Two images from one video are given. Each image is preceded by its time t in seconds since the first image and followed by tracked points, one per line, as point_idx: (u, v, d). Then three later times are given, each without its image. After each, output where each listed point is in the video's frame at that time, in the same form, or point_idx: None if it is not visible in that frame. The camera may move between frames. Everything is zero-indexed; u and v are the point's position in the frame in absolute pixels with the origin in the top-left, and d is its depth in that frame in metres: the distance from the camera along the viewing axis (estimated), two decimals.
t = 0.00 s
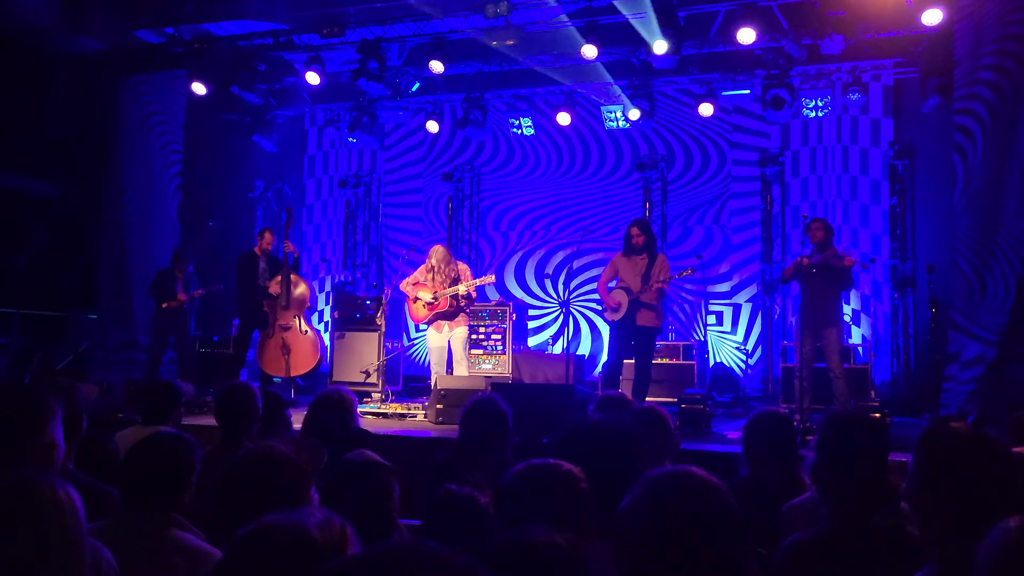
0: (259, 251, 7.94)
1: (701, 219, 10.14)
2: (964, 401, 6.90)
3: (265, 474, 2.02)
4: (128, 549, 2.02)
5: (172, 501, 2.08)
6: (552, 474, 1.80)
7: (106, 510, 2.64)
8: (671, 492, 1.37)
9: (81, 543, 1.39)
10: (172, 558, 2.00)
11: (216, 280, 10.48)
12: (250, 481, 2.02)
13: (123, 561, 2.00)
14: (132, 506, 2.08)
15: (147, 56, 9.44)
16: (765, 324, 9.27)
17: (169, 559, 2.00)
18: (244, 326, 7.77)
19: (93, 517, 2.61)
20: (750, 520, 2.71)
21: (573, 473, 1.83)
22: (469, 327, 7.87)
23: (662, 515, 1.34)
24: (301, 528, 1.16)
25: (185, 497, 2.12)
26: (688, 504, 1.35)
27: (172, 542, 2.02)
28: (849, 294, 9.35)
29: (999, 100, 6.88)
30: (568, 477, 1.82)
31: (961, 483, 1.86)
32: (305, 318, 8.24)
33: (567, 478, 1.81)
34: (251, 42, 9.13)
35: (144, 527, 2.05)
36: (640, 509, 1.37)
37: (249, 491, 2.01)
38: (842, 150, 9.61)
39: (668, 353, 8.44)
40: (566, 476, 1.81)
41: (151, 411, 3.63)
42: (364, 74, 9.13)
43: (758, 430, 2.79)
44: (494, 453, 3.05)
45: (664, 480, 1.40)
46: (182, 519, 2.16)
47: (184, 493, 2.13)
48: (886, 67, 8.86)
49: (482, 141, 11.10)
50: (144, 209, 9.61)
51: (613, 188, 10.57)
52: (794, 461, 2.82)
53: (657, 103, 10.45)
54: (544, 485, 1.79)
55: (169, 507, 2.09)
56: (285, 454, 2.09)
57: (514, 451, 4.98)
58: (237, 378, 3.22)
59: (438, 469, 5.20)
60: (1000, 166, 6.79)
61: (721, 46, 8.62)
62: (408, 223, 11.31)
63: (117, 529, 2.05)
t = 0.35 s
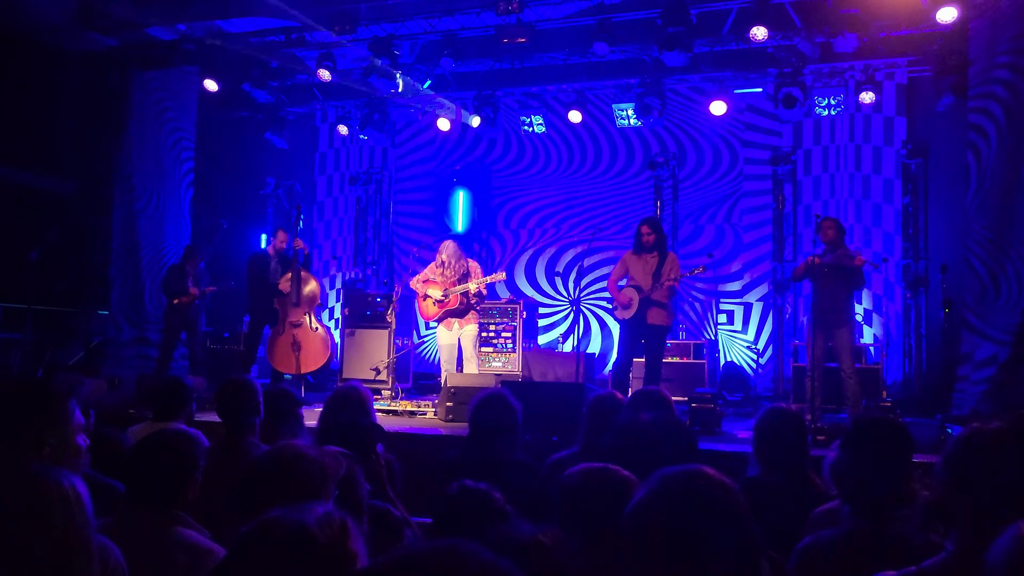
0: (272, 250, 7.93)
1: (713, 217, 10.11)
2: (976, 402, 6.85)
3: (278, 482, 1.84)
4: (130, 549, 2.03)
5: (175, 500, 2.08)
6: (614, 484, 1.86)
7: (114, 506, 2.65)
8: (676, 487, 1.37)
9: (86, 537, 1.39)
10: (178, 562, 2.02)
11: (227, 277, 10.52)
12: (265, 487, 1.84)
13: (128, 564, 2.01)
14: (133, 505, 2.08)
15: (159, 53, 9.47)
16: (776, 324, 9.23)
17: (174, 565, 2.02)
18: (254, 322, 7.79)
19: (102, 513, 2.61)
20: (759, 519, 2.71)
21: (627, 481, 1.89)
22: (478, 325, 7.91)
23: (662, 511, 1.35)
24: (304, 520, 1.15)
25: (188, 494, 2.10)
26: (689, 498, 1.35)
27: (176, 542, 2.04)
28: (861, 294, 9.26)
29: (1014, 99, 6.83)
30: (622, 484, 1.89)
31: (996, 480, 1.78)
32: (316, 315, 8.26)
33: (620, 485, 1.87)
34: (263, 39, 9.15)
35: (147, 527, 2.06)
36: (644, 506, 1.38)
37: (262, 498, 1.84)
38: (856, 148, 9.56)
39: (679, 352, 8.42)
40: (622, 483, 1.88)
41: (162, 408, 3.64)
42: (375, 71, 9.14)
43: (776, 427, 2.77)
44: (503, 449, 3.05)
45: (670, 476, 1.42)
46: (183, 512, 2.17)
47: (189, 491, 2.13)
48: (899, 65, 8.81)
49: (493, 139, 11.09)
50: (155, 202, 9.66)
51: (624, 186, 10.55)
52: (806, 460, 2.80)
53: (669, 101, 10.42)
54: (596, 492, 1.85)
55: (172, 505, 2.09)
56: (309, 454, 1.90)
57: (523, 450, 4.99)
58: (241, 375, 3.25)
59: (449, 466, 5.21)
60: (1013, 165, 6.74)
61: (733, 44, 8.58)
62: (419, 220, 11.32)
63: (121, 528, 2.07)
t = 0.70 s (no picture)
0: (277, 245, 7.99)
1: (719, 216, 10.08)
2: (982, 404, 6.80)
3: (283, 483, 1.83)
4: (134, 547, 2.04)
5: (178, 497, 2.08)
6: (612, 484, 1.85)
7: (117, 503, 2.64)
8: (712, 485, 1.30)
9: (89, 539, 1.38)
10: (184, 559, 2.03)
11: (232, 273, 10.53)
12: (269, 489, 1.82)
13: (133, 561, 2.02)
14: (136, 502, 2.08)
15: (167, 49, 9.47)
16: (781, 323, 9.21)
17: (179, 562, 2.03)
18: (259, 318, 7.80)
19: (105, 509, 2.61)
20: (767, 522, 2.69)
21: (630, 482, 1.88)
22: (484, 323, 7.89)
23: (699, 509, 1.29)
24: (317, 521, 1.14)
25: (192, 491, 2.09)
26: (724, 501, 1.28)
27: (180, 539, 2.04)
28: (867, 293, 9.28)
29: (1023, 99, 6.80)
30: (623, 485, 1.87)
31: None
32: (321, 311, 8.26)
33: (625, 486, 1.86)
34: (270, 35, 9.18)
35: (151, 525, 2.06)
36: (674, 501, 1.31)
37: (266, 500, 1.83)
38: (863, 148, 9.54)
39: (684, 351, 8.41)
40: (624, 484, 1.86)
41: (168, 403, 3.64)
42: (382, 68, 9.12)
43: (782, 429, 2.78)
44: (508, 447, 3.06)
45: (701, 470, 1.34)
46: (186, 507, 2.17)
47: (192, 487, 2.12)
48: (908, 65, 8.79)
49: (500, 136, 11.09)
50: (161, 200, 9.73)
51: (631, 184, 10.52)
52: (810, 463, 2.78)
53: (676, 99, 10.39)
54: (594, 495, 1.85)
55: (175, 503, 2.10)
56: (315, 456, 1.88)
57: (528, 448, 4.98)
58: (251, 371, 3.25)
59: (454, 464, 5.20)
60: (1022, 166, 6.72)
61: (741, 42, 8.55)
62: (425, 217, 11.31)
63: (125, 526, 2.07)
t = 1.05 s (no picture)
0: (276, 237, 7.98)
1: (718, 209, 10.08)
2: (979, 398, 6.83)
3: (288, 469, 1.84)
4: (138, 536, 2.04)
5: (180, 485, 2.09)
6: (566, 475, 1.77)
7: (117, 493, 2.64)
8: (724, 472, 1.28)
9: (95, 531, 1.39)
10: (190, 548, 2.04)
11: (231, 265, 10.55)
12: (272, 479, 1.84)
13: (138, 551, 2.02)
14: (139, 493, 2.09)
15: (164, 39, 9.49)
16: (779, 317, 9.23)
17: (184, 552, 2.03)
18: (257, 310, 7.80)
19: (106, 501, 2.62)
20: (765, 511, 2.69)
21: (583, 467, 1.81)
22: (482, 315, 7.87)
23: (716, 498, 1.26)
24: (325, 512, 1.13)
25: (195, 481, 2.10)
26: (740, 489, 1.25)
27: (187, 528, 2.05)
28: (865, 287, 9.29)
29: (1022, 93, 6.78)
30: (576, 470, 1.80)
31: None
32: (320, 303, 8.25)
33: (578, 473, 1.79)
34: (268, 26, 9.25)
35: (155, 514, 2.07)
36: (691, 489, 1.28)
37: (270, 486, 1.84)
38: (861, 141, 9.55)
39: (682, 344, 8.41)
40: (578, 470, 1.79)
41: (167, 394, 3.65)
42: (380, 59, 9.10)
43: (776, 423, 2.84)
44: (507, 443, 3.06)
45: (715, 458, 1.32)
46: (189, 497, 2.18)
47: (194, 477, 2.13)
48: (907, 59, 8.78)
49: (498, 129, 11.07)
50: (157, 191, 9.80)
51: (629, 177, 10.52)
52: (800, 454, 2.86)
53: (675, 92, 10.38)
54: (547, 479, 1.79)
55: (177, 491, 2.10)
56: (319, 445, 1.90)
57: (527, 441, 4.99)
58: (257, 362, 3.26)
59: (452, 456, 5.21)
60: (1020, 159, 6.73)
61: (741, 36, 8.54)
62: (424, 209, 11.31)
63: (128, 516, 2.08)
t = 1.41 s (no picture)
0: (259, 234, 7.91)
1: (702, 205, 10.12)
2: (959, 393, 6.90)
3: (273, 468, 1.83)
4: (123, 535, 2.04)
5: (164, 484, 2.08)
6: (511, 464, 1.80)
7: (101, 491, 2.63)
8: (683, 474, 1.37)
9: (78, 534, 1.39)
10: (177, 545, 2.05)
11: (215, 260, 10.51)
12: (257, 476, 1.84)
13: (124, 550, 2.02)
14: (122, 491, 2.08)
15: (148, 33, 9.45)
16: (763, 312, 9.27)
17: (171, 549, 2.04)
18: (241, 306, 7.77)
19: (90, 499, 2.61)
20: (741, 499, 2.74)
21: (530, 461, 1.83)
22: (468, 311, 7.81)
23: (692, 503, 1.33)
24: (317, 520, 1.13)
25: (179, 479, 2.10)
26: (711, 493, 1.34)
27: (174, 526, 2.06)
28: (848, 283, 9.35)
29: (1002, 92, 6.85)
30: (523, 465, 1.81)
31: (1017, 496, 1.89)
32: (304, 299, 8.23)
33: (526, 467, 1.81)
34: (253, 20, 9.17)
35: (139, 512, 2.07)
36: (655, 491, 1.37)
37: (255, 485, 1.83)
38: (845, 138, 9.62)
39: (667, 340, 8.45)
40: (525, 465, 1.81)
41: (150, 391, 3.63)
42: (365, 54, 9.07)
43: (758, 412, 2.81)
44: (491, 439, 3.08)
45: (679, 461, 1.40)
46: (174, 494, 2.18)
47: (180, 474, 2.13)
48: (890, 56, 8.85)
49: (484, 124, 11.06)
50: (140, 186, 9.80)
51: (614, 172, 10.55)
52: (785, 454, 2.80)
53: (660, 88, 10.41)
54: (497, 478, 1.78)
55: (161, 489, 2.10)
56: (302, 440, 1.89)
57: (512, 437, 5.01)
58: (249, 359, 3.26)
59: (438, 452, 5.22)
60: (1000, 156, 6.81)
61: (726, 32, 8.56)
62: (409, 205, 11.29)
63: (113, 513, 2.07)
